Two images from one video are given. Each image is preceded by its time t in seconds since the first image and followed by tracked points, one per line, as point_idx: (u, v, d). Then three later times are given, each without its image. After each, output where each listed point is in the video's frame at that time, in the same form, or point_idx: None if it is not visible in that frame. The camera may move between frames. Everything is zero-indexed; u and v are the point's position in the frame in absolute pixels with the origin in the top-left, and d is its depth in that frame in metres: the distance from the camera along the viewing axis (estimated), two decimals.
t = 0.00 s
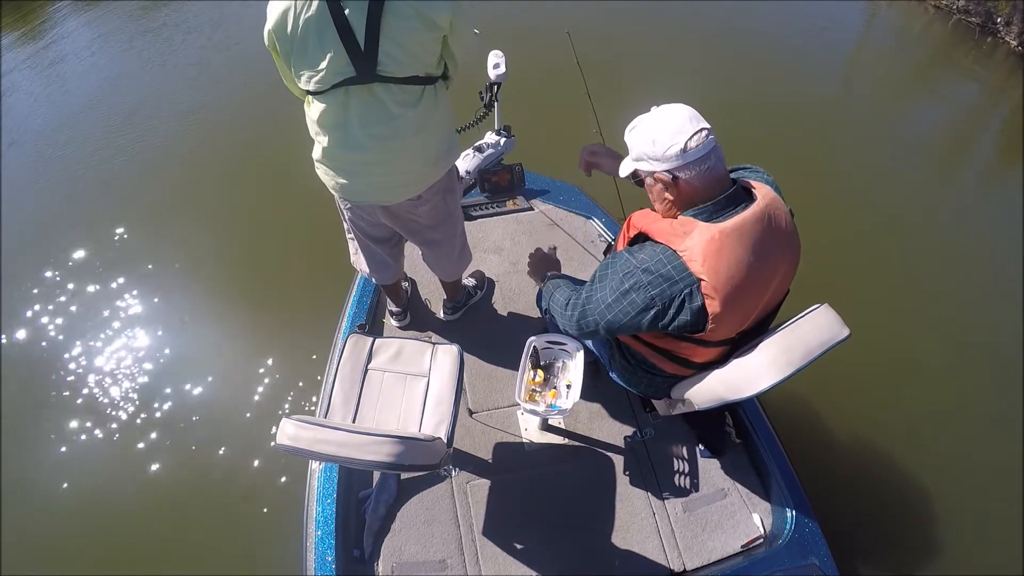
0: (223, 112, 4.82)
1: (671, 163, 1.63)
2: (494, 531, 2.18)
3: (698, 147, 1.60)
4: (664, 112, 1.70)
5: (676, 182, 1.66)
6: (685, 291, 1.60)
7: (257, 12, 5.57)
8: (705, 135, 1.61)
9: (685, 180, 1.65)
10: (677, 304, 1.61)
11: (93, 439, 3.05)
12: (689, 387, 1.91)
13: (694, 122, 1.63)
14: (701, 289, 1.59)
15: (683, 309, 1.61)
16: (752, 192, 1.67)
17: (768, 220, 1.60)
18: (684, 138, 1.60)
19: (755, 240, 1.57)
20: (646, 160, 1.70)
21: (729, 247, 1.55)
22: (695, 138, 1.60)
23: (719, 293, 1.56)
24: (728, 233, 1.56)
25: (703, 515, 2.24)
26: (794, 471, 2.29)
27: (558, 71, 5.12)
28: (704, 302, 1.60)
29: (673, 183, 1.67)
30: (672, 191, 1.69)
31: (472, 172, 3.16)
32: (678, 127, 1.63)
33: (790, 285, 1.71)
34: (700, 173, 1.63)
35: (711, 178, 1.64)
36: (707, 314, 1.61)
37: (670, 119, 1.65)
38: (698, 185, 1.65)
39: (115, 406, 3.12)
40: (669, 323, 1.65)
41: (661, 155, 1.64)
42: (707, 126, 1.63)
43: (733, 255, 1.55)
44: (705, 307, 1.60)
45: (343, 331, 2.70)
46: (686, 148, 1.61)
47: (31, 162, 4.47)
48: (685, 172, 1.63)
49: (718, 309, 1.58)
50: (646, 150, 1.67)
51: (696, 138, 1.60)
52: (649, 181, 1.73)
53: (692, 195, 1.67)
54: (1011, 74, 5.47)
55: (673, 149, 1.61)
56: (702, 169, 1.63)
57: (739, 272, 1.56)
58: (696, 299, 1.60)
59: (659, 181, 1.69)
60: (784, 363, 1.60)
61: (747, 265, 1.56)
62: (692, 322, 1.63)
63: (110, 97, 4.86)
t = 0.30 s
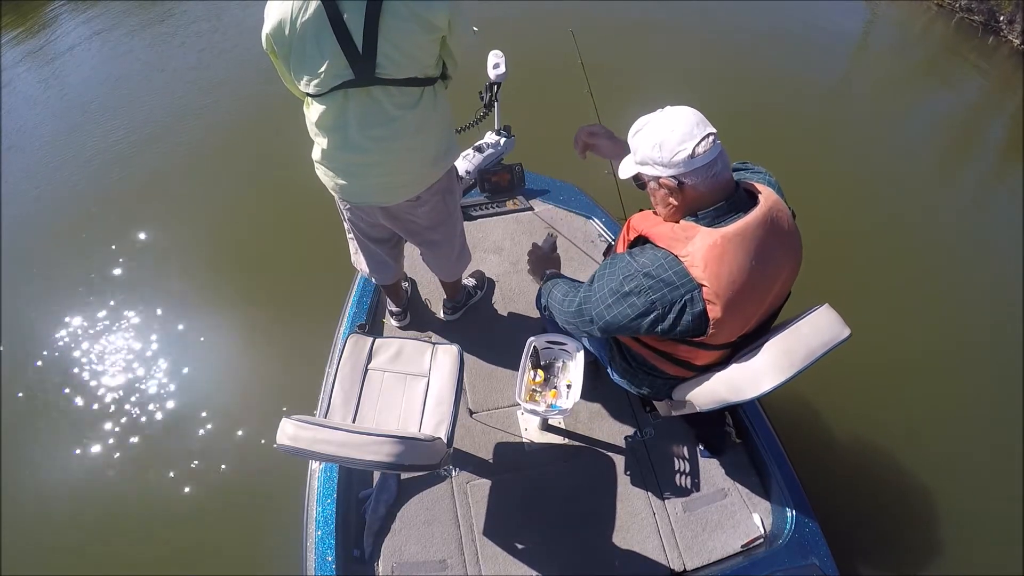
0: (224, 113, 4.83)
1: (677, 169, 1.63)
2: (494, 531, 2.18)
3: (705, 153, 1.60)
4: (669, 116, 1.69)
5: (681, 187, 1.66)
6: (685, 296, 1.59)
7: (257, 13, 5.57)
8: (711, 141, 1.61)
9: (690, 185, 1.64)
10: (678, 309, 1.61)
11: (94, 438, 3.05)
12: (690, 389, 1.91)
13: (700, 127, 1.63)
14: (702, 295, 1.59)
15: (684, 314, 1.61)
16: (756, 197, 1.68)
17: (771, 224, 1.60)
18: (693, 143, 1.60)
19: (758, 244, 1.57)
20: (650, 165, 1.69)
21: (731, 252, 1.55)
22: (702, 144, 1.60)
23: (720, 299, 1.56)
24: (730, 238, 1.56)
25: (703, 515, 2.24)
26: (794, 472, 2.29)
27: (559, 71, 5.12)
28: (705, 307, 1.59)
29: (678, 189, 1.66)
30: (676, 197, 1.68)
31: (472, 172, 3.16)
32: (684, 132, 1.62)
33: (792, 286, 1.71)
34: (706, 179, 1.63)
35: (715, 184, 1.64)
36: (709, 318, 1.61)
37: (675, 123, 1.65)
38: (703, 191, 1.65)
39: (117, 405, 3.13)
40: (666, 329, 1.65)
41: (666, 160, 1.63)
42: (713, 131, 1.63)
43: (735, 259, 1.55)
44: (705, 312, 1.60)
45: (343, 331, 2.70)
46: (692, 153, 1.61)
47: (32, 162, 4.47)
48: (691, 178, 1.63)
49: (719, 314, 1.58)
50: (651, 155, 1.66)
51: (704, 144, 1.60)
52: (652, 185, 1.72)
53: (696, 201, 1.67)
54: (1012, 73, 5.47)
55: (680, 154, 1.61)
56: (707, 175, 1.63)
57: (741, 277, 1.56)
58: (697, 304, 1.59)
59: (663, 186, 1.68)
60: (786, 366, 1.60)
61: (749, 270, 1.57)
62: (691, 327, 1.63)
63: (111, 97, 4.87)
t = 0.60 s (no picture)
0: (224, 113, 4.83)
1: (680, 166, 1.63)
2: (494, 531, 2.18)
3: (708, 150, 1.60)
4: (673, 114, 1.69)
5: (684, 185, 1.66)
6: (688, 295, 1.59)
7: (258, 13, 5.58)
8: (714, 139, 1.60)
9: (693, 183, 1.65)
10: (682, 307, 1.61)
11: (95, 439, 3.05)
12: (690, 388, 1.91)
13: (704, 124, 1.63)
14: (704, 294, 1.59)
15: (688, 312, 1.61)
16: (759, 197, 1.68)
17: (773, 224, 1.60)
18: (695, 140, 1.60)
19: (760, 244, 1.58)
20: (653, 162, 1.69)
21: (734, 251, 1.56)
22: (705, 141, 1.60)
23: (722, 297, 1.56)
24: (733, 237, 1.56)
25: (703, 515, 2.24)
26: (794, 471, 2.29)
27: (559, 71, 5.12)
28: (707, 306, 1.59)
29: (681, 186, 1.66)
30: (679, 194, 1.68)
31: (472, 172, 3.17)
32: (687, 130, 1.62)
33: (793, 286, 1.71)
34: (708, 176, 1.63)
35: (718, 182, 1.64)
36: (711, 317, 1.61)
37: (679, 121, 1.65)
38: (706, 188, 1.65)
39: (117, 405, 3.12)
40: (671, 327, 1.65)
41: (670, 157, 1.63)
42: (716, 129, 1.63)
43: (738, 259, 1.56)
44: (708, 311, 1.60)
45: (343, 331, 2.70)
46: (696, 151, 1.60)
47: (31, 162, 4.46)
48: (694, 175, 1.63)
49: (721, 313, 1.58)
50: (655, 152, 1.66)
51: (706, 141, 1.60)
52: (656, 183, 1.72)
53: (699, 198, 1.67)
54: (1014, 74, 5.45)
55: (683, 151, 1.61)
56: (710, 172, 1.63)
57: (743, 276, 1.56)
58: (700, 303, 1.59)
59: (666, 183, 1.68)
60: (786, 365, 1.60)
61: (751, 269, 1.57)
62: (695, 326, 1.63)
63: (111, 97, 4.87)
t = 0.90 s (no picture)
0: (223, 113, 4.83)
1: (684, 164, 1.63)
2: (494, 531, 2.18)
3: (712, 150, 1.60)
4: (677, 113, 1.69)
5: (687, 184, 1.66)
6: (691, 293, 1.59)
7: (258, 14, 5.58)
8: (718, 138, 1.61)
9: (697, 182, 1.65)
10: (684, 306, 1.61)
11: (95, 438, 3.05)
12: (691, 388, 1.91)
13: (708, 124, 1.63)
14: (708, 293, 1.59)
15: (690, 310, 1.61)
16: (763, 197, 1.68)
17: (777, 224, 1.60)
18: (699, 139, 1.60)
19: (764, 244, 1.58)
20: (657, 160, 1.69)
21: (738, 250, 1.55)
22: (709, 140, 1.60)
23: (726, 296, 1.56)
24: (737, 236, 1.56)
25: (703, 515, 2.24)
26: (794, 471, 2.29)
27: (558, 71, 5.13)
28: (710, 305, 1.60)
29: (685, 184, 1.66)
30: (683, 193, 1.69)
31: (472, 172, 3.17)
32: (691, 129, 1.62)
33: (796, 288, 1.71)
34: (713, 175, 1.63)
35: (722, 181, 1.64)
36: (714, 316, 1.61)
37: (683, 119, 1.65)
38: (709, 187, 1.65)
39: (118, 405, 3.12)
40: (673, 326, 1.65)
41: (674, 155, 1.63)
42: (720, 128, 1.63)
43: (742, 258, 1.56)
44: (711, 310, 1.60)
45: (342, 331, 2.70)
46: (699, 149, 1.60)
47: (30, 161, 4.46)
48: (698, 174, 1.63)
49: (724, 312, 1.58)
50: (659, 151, 1.66)
51: (710, 140, 1.60)
52: (660, 181, 1.72)
53: (703, 197, 1.67)
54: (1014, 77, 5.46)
55: (687, 149, 1.61)
56: (714, 171, 1.63)
57: (747, 276, 1.56)
58: (703, 302, 1.59)
59: (670, 182, 1.68)
60: (787, 365, 1.60)
61: (754, 268, 1.57)
62: (698, 325, 1.63)
63: (110, 97, 4.87)
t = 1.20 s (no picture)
0: (223, 114, 4.83)
1: (687, 165, 1.63)
2: (494, 531, 2.18)
3: (715, 151, 1.61)
4: (681, 113, 1.69)
5: (690, 184, 1.66)
6: (692, 294, 1.59)
7: (258, 14, 5.58)
8: (722, 139, 1.61)
9: (700, 183, 1.65)
10: (684, 306, 1.61)
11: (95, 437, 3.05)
12: (691, 388, 1.90)
13: (711, 125, 1.63)
14: (708, 293, 1.59)
15: (690, 311, 1.61)
16: (766, 200, 1.68)
17: (779, 226, 1.60)
18: (702, 140, 1.60)
19: (766, 245, 1.58)
20: (660, 161, 1.69)
21: (740, 251, 1.56)
22: (712, 141, 1.60)
23: (727, 297, 1.56)
24: (739, 238, 1.56)
25: (703, 515, 2.24)
26: (794, 471, 2.29)
27: (558, 71, 5.13)
28: (710, 305, 1.59)
29: (688, 185, 1.67)
30: (685, 194, 1.69)
31: (472, 172, 3.17)
32: (695, 130, 1.62)
33: (797, 289, 1.71)
34: (715, 177, 1.63)
35: (725, 182, 1.64)
36: (714, 317, 1.61)
37: (687, 120, 1.65)
38: (712, 189, 1.65)
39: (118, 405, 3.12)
40: (671, 326, 1.65)
41: (677, 156, 1.63)
42: (724, 130, 1.63)
43: (744, 259, 1.56)
44: (711, 310, 1.60)
45: (342, 331, 2.70)
46: (703, 151, 1.61)
47: (29, 162, 4.45)
48: (701, 175, 1.63)
49: (725, 312, 1.58)
50: (662, 152, 1.67)
51: (714, 142, 1.60)
52: (662, 182, 1.72)
53: (706, 198, 1.67)
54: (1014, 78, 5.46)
55: (690, 150, 1.61)
56: (717, 173, 1.63)
57: (748, 277, 1.56)
58: (703, 302, 1.59)
59: (673, 182, 1.68)
60: (787, 365, 1.60)
61: (755, 269, 1.57)
62: (697, 326, 1.63)
63: (109, 97, 4.87)
